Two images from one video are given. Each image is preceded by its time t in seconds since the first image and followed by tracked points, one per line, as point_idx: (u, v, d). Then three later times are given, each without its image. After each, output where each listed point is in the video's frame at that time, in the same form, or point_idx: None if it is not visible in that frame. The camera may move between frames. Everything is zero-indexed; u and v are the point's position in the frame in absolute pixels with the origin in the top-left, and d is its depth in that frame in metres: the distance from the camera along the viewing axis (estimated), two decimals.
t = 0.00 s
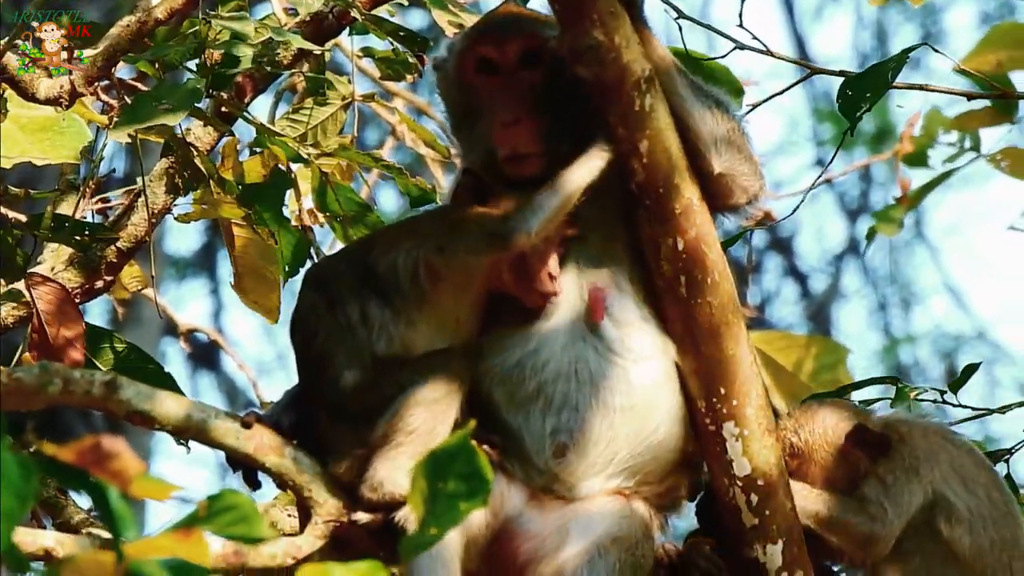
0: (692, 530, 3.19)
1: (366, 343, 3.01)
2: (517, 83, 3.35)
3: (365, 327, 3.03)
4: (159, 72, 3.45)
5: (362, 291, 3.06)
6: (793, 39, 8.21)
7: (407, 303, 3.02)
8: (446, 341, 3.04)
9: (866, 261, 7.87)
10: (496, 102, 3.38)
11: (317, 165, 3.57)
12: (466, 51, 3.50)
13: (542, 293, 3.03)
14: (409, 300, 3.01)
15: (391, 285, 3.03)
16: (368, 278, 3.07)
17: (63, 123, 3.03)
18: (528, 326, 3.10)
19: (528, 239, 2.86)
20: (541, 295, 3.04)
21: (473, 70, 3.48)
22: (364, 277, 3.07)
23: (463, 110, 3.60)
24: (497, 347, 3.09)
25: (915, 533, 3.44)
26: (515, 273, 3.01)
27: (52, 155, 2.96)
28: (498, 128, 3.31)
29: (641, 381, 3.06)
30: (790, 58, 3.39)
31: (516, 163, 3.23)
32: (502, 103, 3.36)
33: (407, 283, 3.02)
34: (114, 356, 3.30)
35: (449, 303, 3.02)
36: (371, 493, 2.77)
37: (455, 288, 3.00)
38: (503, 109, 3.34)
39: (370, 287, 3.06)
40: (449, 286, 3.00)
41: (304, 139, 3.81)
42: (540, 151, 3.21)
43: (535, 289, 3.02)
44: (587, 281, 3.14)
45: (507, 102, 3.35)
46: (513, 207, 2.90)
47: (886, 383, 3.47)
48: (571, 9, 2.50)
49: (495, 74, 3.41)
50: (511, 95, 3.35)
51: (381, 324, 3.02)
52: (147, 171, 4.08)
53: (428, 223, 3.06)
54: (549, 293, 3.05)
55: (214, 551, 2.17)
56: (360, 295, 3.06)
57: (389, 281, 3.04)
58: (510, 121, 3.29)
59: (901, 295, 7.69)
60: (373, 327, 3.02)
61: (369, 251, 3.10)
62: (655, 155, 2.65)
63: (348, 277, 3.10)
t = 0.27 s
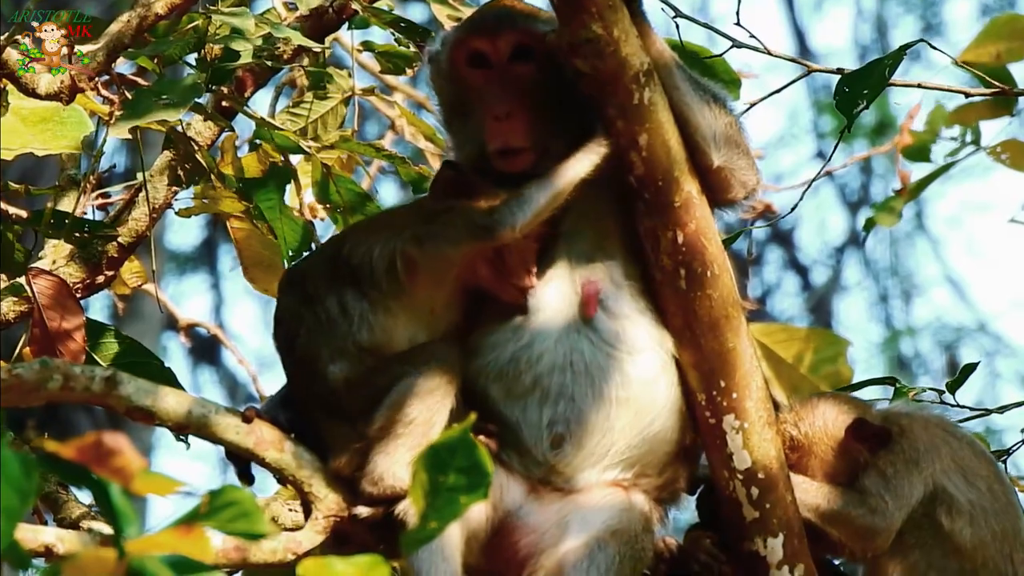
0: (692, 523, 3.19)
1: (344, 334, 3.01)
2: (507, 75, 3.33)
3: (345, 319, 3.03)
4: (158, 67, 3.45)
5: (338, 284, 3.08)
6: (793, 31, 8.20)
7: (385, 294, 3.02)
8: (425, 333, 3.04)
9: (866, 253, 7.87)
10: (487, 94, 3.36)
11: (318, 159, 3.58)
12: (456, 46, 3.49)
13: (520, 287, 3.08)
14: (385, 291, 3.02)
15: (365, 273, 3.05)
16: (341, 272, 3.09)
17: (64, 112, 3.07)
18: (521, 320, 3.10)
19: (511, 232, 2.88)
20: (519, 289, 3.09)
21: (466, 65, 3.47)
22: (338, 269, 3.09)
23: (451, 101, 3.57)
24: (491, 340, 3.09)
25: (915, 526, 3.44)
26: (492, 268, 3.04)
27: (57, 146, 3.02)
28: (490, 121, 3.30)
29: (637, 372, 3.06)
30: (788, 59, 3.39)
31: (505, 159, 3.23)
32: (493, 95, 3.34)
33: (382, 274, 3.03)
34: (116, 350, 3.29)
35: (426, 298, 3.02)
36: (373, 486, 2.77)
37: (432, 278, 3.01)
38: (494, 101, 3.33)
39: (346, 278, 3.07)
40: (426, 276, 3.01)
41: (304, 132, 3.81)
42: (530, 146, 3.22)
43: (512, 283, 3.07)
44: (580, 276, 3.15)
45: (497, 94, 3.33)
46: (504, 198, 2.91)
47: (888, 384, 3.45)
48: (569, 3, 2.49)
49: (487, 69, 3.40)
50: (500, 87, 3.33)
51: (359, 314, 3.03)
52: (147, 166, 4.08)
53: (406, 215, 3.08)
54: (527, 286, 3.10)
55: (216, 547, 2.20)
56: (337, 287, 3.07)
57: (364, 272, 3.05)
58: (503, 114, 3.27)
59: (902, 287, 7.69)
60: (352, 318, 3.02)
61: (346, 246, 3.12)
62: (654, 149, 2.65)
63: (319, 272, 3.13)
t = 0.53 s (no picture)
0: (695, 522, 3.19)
1: (335, 331, 3.02)
2: (508, 72, 3.35)
3: (336, 315, 3.04)
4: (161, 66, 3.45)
5: (328, 279, 3.09)
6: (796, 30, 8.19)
7: (374, 287, 3.06)
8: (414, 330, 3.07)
9: (870, 251, 7.87)
10: (487, 88, 3.37)
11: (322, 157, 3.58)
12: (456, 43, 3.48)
13: (514, 281, 3.11)
14: (375, 286, 3.06)
15: (354, 270, 3.06)
16: (330, 269, 3.09)
17: (67, 110, 3.07)
18: (518, 318, 3.12)
19: (505, 228, 2.92)
20: (512, 284, 3.11)
21: (469, 63, 3.47)
22: (327, 266, 3.10)
23: (451, 96, 3.58)
24: (490, 338, 3.12)
25: (917, 524, 3.43)
26: (483, 263, 3.07)
27: (62, 145, 3.03)
28: (487, 116, 3.30)
29: (635, 368, 3.07)
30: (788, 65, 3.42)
31: (501, 154, 3.24)
32: (493, 90, 3.35)
33: (371, 270, 3.05)
34: (120, 351, 3.30)
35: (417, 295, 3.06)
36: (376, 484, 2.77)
37: (421, 273, 3.05)
38: (493, 97, 3.33)
39: (335, 273, 3.09)
40: (416, 270, 3.05)
41: (307, 131, 3.81)
42: (526, 142, 3.23)
43: (505, 278, 3.10)
44: (579, 275, 3.16)
45: (499, 88, 3.33)
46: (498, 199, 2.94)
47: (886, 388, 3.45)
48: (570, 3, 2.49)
49: (487, 66, 3.41)
50: (501, 84, 3.34)
51: (351, 308, 3.05)
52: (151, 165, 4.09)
53: (393, 209, 3.11)
54: (522, 281, 3.12)
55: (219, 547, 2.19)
56: (327, 283, 3.08)
57: (352, 266, 3.06)
58: (499, 110, 3.27)
59: (906, 285, 7.68)
60: (344, 313, 3.04)
61: (335, 241, 3.13)
62: (654, 148, 2.65)
63: (309, 268, 3.13)
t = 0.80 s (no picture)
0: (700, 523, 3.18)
1: (343, 331, 3.01)
2: (513, 72, 3.36)
3: (343, 317, 3.02)
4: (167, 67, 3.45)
5: (333, 282, 3.08)
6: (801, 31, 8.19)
7: (379, 289, 3.03)
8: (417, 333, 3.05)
9: (875, 252, 7.86)
10: (492, 89, 3.38)
11: (327, 160, 3.58)
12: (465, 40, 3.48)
13: (525, 281, 3.11)
14: (380, 287, 3.03)
15: (360, 271, 3.04)
16: (335, 271, 3.08)
17: (74, 112, 3.13)
18: (522, 321, 3.13)
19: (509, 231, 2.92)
20: (524, 283, 3.12)
21: (473, 60, 3.47)
22: (332, 270, 3.09)
23: (457, 94, 3.58)
24: (496, 340, 3.12)
25: (923, 524, 3.42)
26: (494, 264, 3.06)
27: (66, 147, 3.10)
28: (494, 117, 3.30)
29: (640, 370, 3.07)
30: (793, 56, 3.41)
31: (507, 154, 3.23)
32: (498, 89, 3.36)
33: (377, 272, 3.03)
34: (133, 349, 3.30)
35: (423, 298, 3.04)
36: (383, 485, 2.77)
37: (426, 275, 3.03)
38: (498, 97, 3.34)
39: (340, 277, 3.07)
40: (421, 273, 3.03)
41: (314, 133, 3.82)
42: (532, 143, 3.23)
43: (517, 278, 3.10)
44: (584, 276, 3.15)
45: (503, 88, 3.35)
46: (501, 200, 2.95)
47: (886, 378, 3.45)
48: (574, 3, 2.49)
49: (494, 65, 3.41)
50: (507, 83, 3.36)
51: (357, 309, 3.02)
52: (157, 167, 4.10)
53: (397, 213, 3.10)
54: (531, 282, 3.13)
55: (220, 551, 2.20)
56: (332, 286, 3.07)
57: (358, 269, 3.05)
58: (507, 110, 3.27)
59: (911, 286, 7.68)
60: (350, 313, 3.02)
61: (340, 246, 3.13)
62: (659, 148, 2.65)
63: (315, 271, 3.13)
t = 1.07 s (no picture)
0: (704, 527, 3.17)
1: (349, 336, 3.00)
2: (517, 76, 3.35)
3: (348, 322, 3.02)
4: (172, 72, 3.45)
5: (337, 291, 3.06)
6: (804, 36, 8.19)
7: (383, 298, 3.04)
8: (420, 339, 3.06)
9: (878, 256, 7.86)
10: (494, 93, 3.37)
11: (333, 160, 3.59)
12: (470, 44, 3.49)
13: (527, 291, 3.12)
14: (385, 296, 3.04)
15: (363, 281, 3.05)
16: (339, 277, 3.08)
17: (79, 114, 3.14)
18: (525, 326, 3.13)
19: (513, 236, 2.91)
20: (529, 294, 3.13)
21: (477, 62, 3.47)
22: (337, 279, 3.08)
23: (461, 96, 3.58)
24: (498, 345, 3.12)
25: (927, 528, 3.42)
26: (497, 271, 3.09)
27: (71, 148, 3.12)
28: (497, 121, 3.30)
29: (642, 375, 3.06)
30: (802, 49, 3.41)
31: (511, 158, 3.23)
32: (501, 94, 3.35)
33: (379, 282, 3.04)
34: (133, 352, 3.32)
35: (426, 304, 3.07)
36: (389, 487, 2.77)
37: (430, 283, 3.05)
38: (502, 101, 3.34)
39: (344, 286, 3.07)
40: (424, 281, 3.05)
41: (318, 135, 3.83)
42: (536, 147, 3.23)
43: (521, 288, 3.11)
44: (586, 280, 3.14)
45: (507, 93, 3.34)
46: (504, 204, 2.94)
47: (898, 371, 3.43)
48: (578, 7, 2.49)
49: (497, 68, 3.40)
50: (510, 88, 3.35)
51: (361, 317, 3.02)
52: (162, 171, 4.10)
53: (401, 221, 3.10)
54: (535, 291, 3.13)
55: (222, 553, 2.21)
56: (336, 294, 3.05)
57: (361, 279, 3.05)
58: (511, 114, 3.28)
59: (914, 290, 7.67)
60: (354, 320, 3.01)
61: (343, 255, 3.13)
62: (663, 152, 2.65)
63: (319, 279, 3.11)
